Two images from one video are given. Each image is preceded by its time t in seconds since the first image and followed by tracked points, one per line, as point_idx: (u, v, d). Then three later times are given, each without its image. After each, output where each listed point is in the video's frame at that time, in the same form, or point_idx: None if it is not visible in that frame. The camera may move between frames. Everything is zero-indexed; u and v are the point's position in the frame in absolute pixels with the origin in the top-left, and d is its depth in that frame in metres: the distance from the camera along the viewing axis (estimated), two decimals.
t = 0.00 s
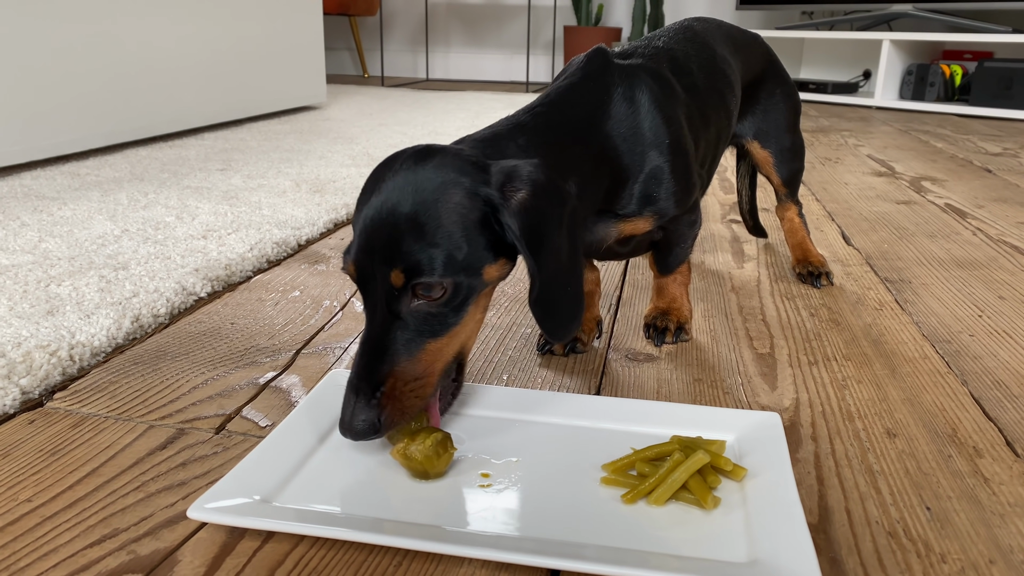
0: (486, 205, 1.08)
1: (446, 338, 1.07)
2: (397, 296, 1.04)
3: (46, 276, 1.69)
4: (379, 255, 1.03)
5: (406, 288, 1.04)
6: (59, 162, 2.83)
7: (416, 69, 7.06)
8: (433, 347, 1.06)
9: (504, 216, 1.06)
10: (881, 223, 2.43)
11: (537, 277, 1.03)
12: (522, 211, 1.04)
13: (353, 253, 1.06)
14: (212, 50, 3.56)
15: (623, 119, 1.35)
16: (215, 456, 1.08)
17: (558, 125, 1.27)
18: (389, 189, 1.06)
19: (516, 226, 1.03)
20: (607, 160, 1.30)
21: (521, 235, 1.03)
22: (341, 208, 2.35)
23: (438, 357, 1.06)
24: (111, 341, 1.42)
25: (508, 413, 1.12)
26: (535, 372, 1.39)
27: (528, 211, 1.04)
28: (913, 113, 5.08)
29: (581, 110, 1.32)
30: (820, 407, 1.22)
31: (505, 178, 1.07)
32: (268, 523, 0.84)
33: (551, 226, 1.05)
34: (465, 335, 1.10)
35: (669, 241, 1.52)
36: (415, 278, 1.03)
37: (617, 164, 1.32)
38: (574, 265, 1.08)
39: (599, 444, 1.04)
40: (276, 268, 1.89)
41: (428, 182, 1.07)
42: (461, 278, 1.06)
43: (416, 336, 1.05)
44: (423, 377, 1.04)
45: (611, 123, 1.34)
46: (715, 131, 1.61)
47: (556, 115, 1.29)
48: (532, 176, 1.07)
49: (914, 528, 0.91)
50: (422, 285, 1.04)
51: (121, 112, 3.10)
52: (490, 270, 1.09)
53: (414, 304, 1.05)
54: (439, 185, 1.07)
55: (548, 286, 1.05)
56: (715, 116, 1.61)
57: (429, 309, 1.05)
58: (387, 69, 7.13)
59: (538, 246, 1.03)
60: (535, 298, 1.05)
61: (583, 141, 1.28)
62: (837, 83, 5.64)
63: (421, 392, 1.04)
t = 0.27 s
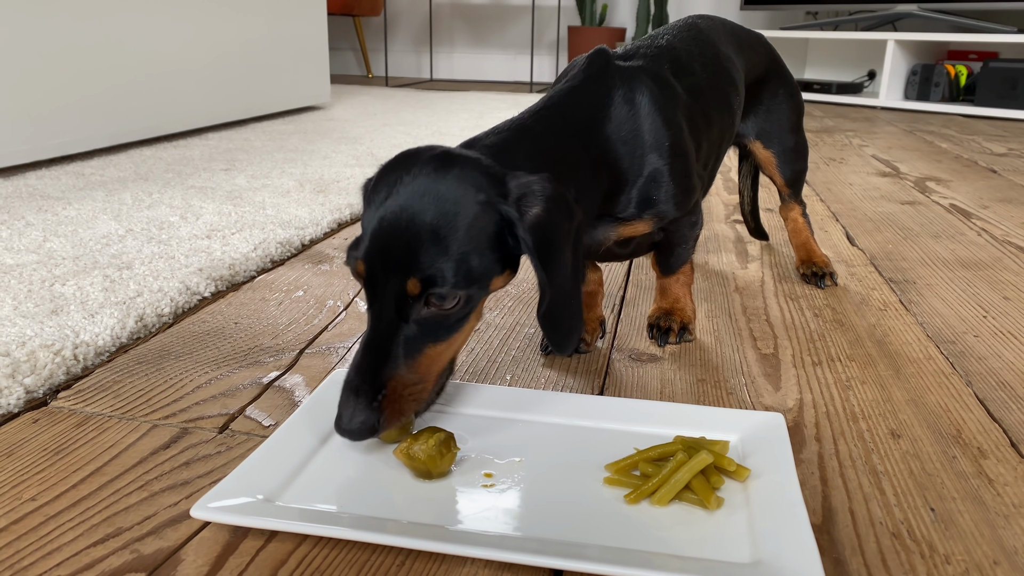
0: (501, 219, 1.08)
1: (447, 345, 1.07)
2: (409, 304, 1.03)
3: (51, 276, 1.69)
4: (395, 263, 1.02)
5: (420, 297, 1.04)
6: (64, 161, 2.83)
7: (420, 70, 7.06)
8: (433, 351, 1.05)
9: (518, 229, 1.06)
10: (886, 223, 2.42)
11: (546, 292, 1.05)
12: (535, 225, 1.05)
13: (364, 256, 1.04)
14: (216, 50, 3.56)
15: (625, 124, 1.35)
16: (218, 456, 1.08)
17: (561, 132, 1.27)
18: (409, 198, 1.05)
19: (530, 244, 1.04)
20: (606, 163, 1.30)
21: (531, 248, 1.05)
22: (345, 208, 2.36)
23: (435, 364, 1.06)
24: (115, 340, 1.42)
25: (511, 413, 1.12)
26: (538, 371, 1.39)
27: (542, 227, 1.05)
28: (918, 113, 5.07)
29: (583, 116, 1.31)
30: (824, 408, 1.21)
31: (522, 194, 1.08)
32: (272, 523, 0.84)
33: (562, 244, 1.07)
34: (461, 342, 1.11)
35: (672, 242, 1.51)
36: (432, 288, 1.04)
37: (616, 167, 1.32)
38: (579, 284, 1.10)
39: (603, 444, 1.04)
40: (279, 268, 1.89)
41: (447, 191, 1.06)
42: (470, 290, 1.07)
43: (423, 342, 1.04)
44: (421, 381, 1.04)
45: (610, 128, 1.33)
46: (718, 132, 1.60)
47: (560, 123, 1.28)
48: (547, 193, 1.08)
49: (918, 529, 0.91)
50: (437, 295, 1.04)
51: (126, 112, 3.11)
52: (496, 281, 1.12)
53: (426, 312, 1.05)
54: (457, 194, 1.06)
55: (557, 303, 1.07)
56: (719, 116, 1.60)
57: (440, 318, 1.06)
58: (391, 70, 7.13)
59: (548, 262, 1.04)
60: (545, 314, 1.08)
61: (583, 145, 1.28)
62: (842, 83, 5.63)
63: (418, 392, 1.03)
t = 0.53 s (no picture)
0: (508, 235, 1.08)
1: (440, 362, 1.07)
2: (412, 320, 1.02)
3: (53, 275, 1.69)
4: (402, 276, 1.01)
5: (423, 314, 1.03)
6: (65, 161, 2.83)
7: (422, 69, 7.06)
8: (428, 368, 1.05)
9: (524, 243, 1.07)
10: (888, 223, 2.42)
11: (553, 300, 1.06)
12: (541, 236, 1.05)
13: (366, 267, 1.03)
14: (218, 50, 3.56)
15: (625, 128, 1.35)
16: (219, 454, 1.08)
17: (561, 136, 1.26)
18: (418, 213, 1.05)
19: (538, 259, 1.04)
20: (604, 166, 1.31)
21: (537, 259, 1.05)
22: (347, 207, 2.36)
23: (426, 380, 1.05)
24: (116, 339, 1.42)
25: (511, 412, 1.12)
26: (539, 371, 1.39)
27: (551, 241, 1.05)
28: (920, 113, 5.06)
29: (581, 119, 1.31)
30: (825, 408, 1.21)
31: (526, 208, 1.08)
32: (271, 521, 0.84)
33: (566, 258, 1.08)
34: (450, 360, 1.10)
35: (672, 243, 1.52)
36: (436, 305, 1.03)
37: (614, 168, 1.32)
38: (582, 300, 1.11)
39: (602, 444, 1.04)
40: (280, 267, 1.89)
41: (457, 207, 1.06)
42: (472, 307, 1.06)
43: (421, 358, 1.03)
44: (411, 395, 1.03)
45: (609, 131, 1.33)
46: (717, 139, 1.60)
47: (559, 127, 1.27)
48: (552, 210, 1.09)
49: (918, 528, 0.91)
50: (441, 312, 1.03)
51: (128, 111, 3.11)
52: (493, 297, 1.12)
53: (427, 329, 1.03)
54: (466, 209, 1.06)
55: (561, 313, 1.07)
56: (718, 118, 1.60)
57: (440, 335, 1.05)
58: (393, 69, 7.14)
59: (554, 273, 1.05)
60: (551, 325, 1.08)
61: (581, 151, 1.27)
62: (844, 83, 5.62)
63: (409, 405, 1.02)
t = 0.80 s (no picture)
0: (530, 160, 1.08)
1: (473, 279, 1.06)
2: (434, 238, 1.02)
3: (54, 274, 1.69)
4: (422, 195, 1.02)
5: (445, 232, 1.03)
6: (67, 160, 2.83)
7: (423, 69, 7.06)
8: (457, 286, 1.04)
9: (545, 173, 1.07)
10: (889, 222, 2.42)
11: (563, 248, 1.05)
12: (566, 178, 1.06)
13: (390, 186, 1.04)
14: (220, 50, 3.57)
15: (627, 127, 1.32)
16: (219, 454, 1.08)
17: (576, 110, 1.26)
18: (438, 130, 1.05)
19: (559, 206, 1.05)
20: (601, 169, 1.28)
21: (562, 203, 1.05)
22: (348, 207, 2.36)
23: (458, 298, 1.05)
24: (117, 339, 1.42)
25: (512, 412, 1.12)
26: (540, 371, 1.38)
27: (575, 180, 1.06)
28: (922, 112, 5.05)
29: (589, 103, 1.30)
30: (826, 407, 1.21)
31: (555, 140, 1.08)
32: (273, 520, 0.84)
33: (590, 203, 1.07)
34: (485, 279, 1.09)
35: (671, 245, 1.51)
36: (456, 222, 1.03)
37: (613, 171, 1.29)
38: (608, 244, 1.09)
39: (602, 443, 1.04)
40: (281, 267, 1.89)
41: (479, 126, 1.06)
42: (496, 226, 1.06)
43: (450, 274, 1.03)
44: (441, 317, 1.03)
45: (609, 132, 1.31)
46: (717, 134, 1.60)
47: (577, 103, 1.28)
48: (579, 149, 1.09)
49: (920, 528, 0.91)
50: (462, 230, 1.04)
51: (129, 111, 3.11)
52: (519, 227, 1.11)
53: (450, 247, 1.03)
54: (489, 131, 1.06)
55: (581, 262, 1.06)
56: (716, 117, 1.59)
57: (462, 253, 1.04)
58: (395, 69, 7.14)
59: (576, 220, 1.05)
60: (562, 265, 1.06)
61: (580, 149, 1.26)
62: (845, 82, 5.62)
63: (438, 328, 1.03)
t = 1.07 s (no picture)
0: (549, 158, 1.14)
1: (500, 284, 1.14)
2: (466, 247, 1.09)
3: (54, 274, 1.69)
4: (448, 207, 1.08)
5: (476, 240, 1.10)
6: (67, 160, 2.83)
7: (423, 69, 7.06)
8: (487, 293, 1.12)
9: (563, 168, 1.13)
10: (890, 221, 2.42)
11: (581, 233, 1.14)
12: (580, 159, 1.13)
13: (414, 205, 1.11)
14: (220, 49, 3.56)
15: (637, 118, 1.35)
16: (219, 454, 1.08)
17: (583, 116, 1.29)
18: (459, 141, 1.11)
19: (574, 183, 1.12)
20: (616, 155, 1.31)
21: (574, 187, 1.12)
22: (348, 207, 2.36)
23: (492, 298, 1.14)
24: (117, 339, 1.42)
25: (513, 412, 1.12)
26: (540, 371, 1.38)
27: (587, 168, 1.13)
28: (922, 111, 5.05)
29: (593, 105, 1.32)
30: (826, 407, 1.21)
31: (569, 137, 1.15)
32: (273, 520, 0.84)
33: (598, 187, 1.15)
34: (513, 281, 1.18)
35: (674, 239, 1.52)
36: (486, 232, 1.10)
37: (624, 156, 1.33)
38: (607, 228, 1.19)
39: (603, 443, 1.04)
40: (281, 267, 1.89)
41: (495, 134, 1.12)
42: (523, 229, 1.13)
43: (481, 278, 1.11)
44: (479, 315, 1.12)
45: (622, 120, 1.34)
46: (725, 130, 1.61)
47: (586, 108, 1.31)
48: (590, 136, 1.15)
49: (920, 528, 0.91)
50: (492, 237, 1.10)
51: (129, 111, 3.11)
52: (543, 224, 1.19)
53: (481, 254, 1.11)
54: (507, 137, 1.12)
55: (584, 245, 1.15)
56: (725, 114, 1.61)
57: (493, 260, 1.12)
58: (395, 69, 7.13)
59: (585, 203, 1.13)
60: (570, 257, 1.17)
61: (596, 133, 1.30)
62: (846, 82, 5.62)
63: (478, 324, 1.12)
